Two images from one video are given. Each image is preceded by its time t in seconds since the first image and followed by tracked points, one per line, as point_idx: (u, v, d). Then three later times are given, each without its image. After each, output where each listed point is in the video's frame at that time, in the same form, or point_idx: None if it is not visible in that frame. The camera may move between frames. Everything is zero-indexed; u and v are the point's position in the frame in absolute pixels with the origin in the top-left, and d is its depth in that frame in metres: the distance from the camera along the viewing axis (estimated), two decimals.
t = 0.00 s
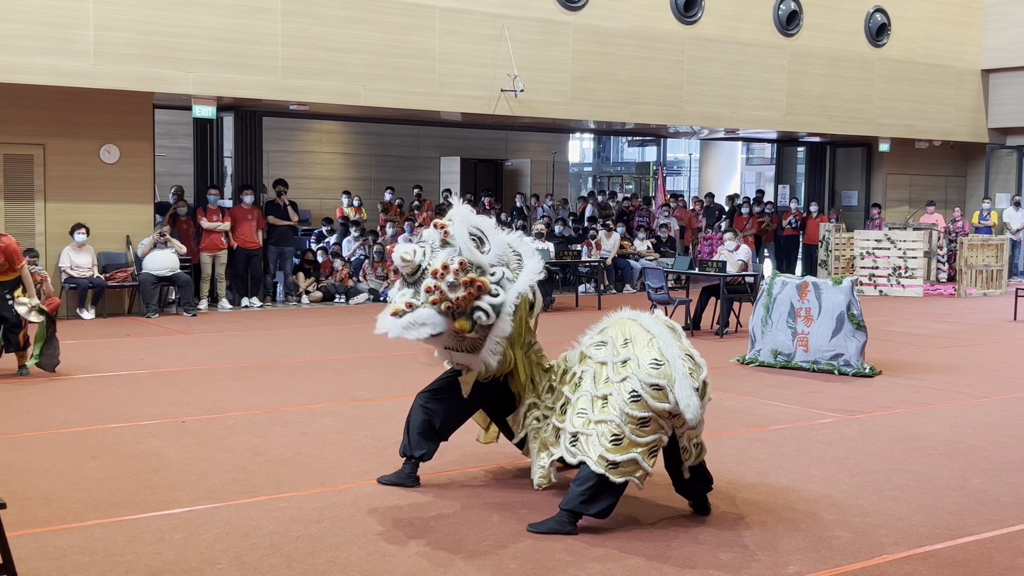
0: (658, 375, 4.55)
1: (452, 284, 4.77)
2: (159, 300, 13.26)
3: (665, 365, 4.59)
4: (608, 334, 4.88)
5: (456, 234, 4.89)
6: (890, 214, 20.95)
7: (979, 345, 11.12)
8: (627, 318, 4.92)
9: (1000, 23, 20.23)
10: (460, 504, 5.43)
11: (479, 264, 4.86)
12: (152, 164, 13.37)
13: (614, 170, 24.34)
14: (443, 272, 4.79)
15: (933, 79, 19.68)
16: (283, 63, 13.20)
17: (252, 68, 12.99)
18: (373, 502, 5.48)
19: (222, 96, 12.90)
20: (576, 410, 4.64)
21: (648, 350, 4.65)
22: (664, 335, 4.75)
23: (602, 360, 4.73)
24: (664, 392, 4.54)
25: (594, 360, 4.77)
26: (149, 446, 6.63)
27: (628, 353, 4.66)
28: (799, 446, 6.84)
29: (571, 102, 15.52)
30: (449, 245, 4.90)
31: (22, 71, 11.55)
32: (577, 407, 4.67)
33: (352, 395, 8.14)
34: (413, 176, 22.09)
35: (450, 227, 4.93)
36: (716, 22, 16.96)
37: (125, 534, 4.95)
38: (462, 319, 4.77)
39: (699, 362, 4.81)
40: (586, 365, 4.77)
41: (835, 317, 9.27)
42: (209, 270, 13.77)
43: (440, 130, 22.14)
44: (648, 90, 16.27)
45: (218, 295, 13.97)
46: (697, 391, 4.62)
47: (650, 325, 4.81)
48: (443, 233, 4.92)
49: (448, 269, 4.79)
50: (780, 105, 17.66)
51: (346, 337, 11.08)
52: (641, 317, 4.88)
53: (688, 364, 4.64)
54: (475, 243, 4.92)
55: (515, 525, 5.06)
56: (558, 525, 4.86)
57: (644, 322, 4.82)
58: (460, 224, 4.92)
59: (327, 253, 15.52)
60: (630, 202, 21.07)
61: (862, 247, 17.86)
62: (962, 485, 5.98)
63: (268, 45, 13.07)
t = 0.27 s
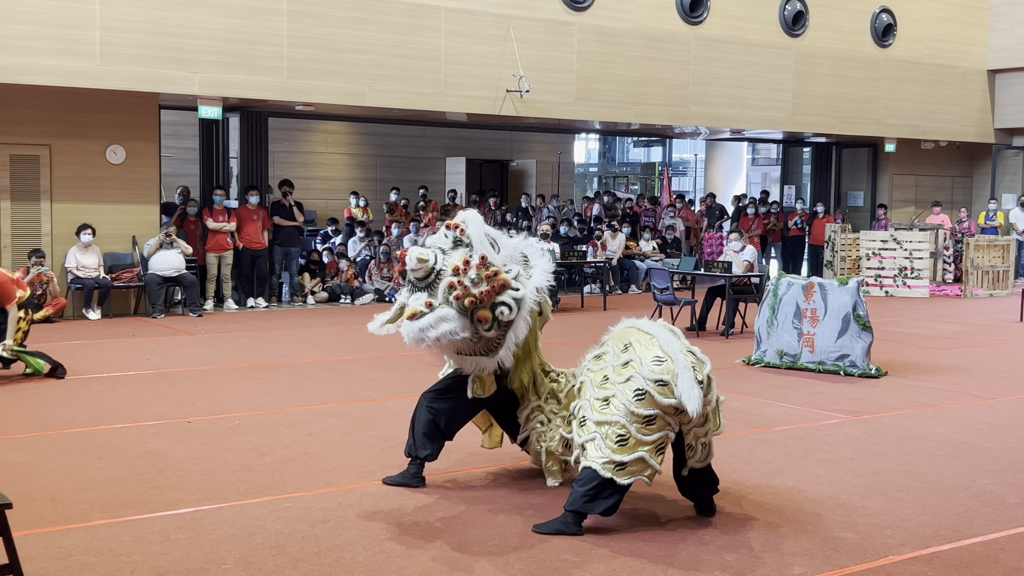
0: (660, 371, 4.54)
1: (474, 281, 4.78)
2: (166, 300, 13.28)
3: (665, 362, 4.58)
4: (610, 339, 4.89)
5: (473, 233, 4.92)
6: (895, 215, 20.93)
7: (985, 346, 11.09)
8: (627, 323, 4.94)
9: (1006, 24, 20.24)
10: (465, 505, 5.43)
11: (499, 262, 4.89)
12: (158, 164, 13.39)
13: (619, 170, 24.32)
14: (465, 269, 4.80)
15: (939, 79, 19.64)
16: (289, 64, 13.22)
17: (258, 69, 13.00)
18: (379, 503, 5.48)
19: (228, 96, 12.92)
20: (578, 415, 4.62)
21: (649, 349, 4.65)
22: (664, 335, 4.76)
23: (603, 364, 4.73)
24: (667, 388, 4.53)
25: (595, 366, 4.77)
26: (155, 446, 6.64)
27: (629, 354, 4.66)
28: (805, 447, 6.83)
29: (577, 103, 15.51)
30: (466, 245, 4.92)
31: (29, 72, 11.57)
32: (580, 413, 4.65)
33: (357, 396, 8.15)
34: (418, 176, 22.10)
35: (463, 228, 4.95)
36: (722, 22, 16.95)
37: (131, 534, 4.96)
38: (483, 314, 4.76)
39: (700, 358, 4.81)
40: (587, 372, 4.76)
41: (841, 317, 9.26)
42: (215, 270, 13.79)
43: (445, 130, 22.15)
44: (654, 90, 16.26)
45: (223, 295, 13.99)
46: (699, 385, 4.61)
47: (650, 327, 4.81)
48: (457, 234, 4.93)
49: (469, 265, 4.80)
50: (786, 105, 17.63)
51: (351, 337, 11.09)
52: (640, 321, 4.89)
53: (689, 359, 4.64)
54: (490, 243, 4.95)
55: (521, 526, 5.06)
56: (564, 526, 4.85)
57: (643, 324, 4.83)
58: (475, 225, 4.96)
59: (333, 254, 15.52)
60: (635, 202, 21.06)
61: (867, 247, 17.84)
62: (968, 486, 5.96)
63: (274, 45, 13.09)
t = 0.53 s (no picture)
0: (658, 370, 4.53)
1: (462, 261, 4.80)
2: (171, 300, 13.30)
3: (664, 360, 4.56)
4: (613, 339, 4.89)
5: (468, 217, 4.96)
6: (900, 216, 20.91)
7: (991, 347, 11.07)
8: (631, 323, 4.93)
9: (1012, 24, 20.18)
10: (470, 505, 5.43)
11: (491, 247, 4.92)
12: (163, 165, 13.41)
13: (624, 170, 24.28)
14: (452, 249, 4.82)
15: (944, 79, 19.61)
16: (294, 65, 13.23)
17: (263, 70, 13.02)
18: (384, 503, 5.48)
19: (233, 97, 12.93)
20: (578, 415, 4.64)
21: (648, 348, 4.64)
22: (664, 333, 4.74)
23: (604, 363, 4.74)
24: (665, 386, 4.51)
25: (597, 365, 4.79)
26: (161, 446, 6.65)
27: (628, 354, 4.66)
28: (810, 448, 6.82)
29: (582, 103, 15.51)
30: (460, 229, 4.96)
31: (34, 73, 11.60)
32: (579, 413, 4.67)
33: (362, 396, 8.15)
34: (424, 177, 22.11)
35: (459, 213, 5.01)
36: (727, 23, 16.93)
37: (136, 534, 4.96)
38: (468, 289, 4.74)
39: (702, 357, 4.76)
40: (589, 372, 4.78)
41: (846, 318, 9.24)
42: (221, 271, 13.81)
43: (450, 131, 22.15)
44: (659, 91, 16.25)
45: (229, 296, 14.01)
46: (698, 383, 4.57)
47: (652, 326, 4.79)
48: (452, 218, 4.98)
49: (458, 244, 4.84)
50: (791, 106, 17.61)
51: (356, 338, 11.09)
52: (642, 320, 4.88)
53: (688, 357, 4.61)
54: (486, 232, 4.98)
55: (526, 526, 5.06)
56: (569, 526, 4.85)
57: (645, 323, 4.82)
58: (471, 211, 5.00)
59: (337, 255, 15.57)
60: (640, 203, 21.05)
61: (873, 248, 17.82)
62: (973, 487, 5.95)
63: (280, 46, 13.11)
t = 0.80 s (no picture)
0: (666, 372, 4.51)
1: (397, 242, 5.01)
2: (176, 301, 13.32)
3: (672, 362, 4.55)
4: (617, 338, 4.86)
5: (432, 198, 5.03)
6: (905, 216, 20.88)
7: (996, 347, 11.05)
8: (634, 322, 4.90)
9: (1018, 23, 20.12)
10: (474, 506, 5.43)
11: (434, 234, 5.01)
12: (168, 165, 13.42)
13: (628, 171, 24.29)
14: (395, 226, 5.02)
15: (949, 80, 19.57)
16: (299, 65, 13.25)
17: (268, 70, 13.04)
18: (389, 504, 5.48)
19: (238, 98, 12.95)
20: (585, 417, 4.64)
21: (655, 350, 4.61)
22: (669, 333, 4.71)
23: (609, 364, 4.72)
24: (673, 388, 4.51)
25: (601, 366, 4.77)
26: (166, 446, 6.65)
27: (635, 355, 4.64)
28: (815, 449, 6.81)
29: (587, 103, 15.50)
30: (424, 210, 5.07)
31: (39, 73, 11.61)
32: (586, 413, 4.67)
33: (367, 396, 8.16)
34: (428, 177, 22.12)
35: (436, 189, 5.10)
36: (732, 23, 16.91)
37: (142, 534, 4.97)
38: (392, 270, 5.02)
39: (708, 358, 4.75)
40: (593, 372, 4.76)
41: (852, 318, 9.23)
42: (225, 271, 13.78)
43: (455, 131, 22.16)
44: (664, 91, 16.23)
45: (234, 296, 14.02)
46: (706, 385, 4.57)
47: (658, 326, 4.77)
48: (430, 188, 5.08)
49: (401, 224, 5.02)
50: (796, 106, 17.59)
51: (361, 338, 11.10)
52: (648, 320, 4.86)
53: (696, 359, 4.59)
54: (445, 219, 5.03)
55: (530, 527, 5.06)
56: (573, 527, 4.85)
57: (650, 323, 4.79)
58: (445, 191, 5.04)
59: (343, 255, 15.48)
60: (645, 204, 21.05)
61: (878, 249, 17.81)
62: (979, 488, 5.93)
63: (285, 46, 13.13)
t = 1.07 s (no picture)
0: (663, 373, 4.49)
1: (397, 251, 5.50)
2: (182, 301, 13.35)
3: (670, 363, 4.53)
4: (620, 338, 4.85)
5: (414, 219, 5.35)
6: (911, 217, 20.85)
7: (1003, 348, 11.01)
8: (638, 322, 4.89)
9: None
10: (479, 506, 5.42)
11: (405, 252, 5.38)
12: (173, 166, 13.44)
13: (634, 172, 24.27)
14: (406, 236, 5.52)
15: (956, 80, 19.53)
16: (305, 66, 13.26)
17: (274, 71, 13.05)
18: (394, 504, 5.48)
19: (243, 98, 12.96)
20: (584, 418, 4.65)
21: (654, 351, 4.59)
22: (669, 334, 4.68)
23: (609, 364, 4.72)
24: (670, 389, 4.48)
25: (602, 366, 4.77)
26: (172, 447, 6.66)
27: (634, 355, 4.63)
28: (821, 450, 6.80)
29: (592, 104, 15.50)
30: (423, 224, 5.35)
31: (46, 74, 11.64)
32: (586, 414, 4.68)
33: (373, 397, 8.16)
34: (434, 178, 22.13)
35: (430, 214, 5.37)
36: (738, 23, 16.90)
37: (147, 534, 4.98)
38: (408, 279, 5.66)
39: (710, 359, 4.71)
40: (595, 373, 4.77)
41: (857, 319, 9.23)
42: (231, 272, 13.83)
43: (460, 132, 22.17)
44: (669, 92, 16.22)
45: (239, 297, 14.05)
46: (704, 386, 4.53)
47: (659, 327, 4.75)
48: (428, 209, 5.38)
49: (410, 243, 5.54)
50: (802, 107, 17.57)
51: (366, 338, 11.10)
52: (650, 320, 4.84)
53: (695, 360, 4.56)
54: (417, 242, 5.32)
55: (535, 527, 5.05)
56: (578, 527, 4.85)
57: (652, 324, 4.77)
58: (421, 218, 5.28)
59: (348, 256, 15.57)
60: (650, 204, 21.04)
61: (883, 249, 17.78)
62: (985, 489, 5.92)
63: (291, 47, 13.14)
